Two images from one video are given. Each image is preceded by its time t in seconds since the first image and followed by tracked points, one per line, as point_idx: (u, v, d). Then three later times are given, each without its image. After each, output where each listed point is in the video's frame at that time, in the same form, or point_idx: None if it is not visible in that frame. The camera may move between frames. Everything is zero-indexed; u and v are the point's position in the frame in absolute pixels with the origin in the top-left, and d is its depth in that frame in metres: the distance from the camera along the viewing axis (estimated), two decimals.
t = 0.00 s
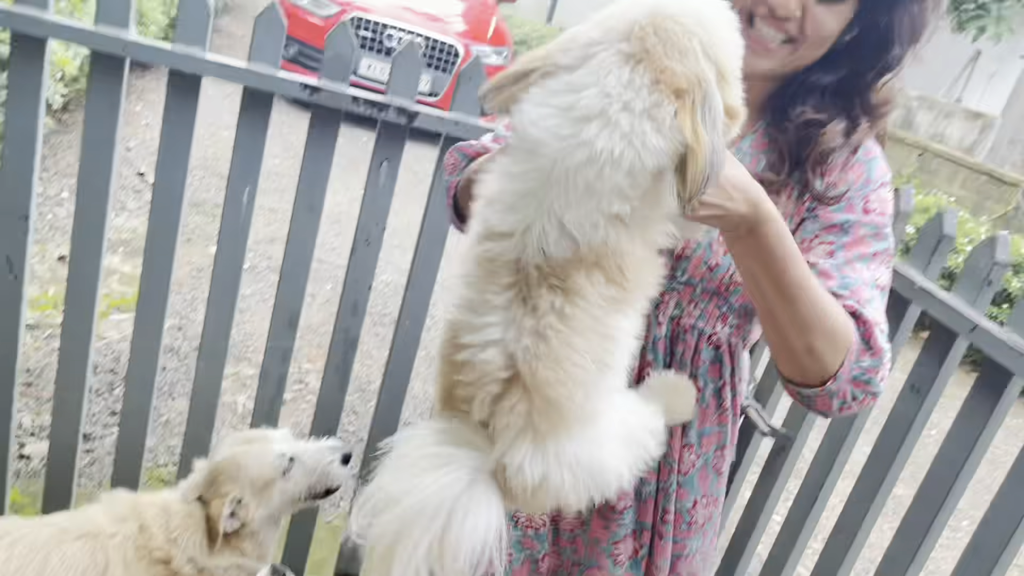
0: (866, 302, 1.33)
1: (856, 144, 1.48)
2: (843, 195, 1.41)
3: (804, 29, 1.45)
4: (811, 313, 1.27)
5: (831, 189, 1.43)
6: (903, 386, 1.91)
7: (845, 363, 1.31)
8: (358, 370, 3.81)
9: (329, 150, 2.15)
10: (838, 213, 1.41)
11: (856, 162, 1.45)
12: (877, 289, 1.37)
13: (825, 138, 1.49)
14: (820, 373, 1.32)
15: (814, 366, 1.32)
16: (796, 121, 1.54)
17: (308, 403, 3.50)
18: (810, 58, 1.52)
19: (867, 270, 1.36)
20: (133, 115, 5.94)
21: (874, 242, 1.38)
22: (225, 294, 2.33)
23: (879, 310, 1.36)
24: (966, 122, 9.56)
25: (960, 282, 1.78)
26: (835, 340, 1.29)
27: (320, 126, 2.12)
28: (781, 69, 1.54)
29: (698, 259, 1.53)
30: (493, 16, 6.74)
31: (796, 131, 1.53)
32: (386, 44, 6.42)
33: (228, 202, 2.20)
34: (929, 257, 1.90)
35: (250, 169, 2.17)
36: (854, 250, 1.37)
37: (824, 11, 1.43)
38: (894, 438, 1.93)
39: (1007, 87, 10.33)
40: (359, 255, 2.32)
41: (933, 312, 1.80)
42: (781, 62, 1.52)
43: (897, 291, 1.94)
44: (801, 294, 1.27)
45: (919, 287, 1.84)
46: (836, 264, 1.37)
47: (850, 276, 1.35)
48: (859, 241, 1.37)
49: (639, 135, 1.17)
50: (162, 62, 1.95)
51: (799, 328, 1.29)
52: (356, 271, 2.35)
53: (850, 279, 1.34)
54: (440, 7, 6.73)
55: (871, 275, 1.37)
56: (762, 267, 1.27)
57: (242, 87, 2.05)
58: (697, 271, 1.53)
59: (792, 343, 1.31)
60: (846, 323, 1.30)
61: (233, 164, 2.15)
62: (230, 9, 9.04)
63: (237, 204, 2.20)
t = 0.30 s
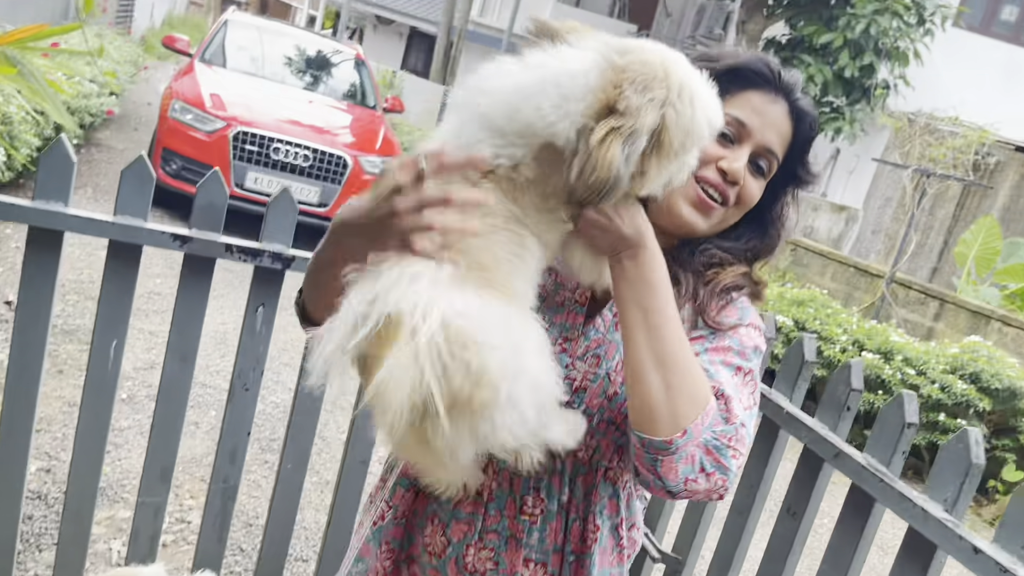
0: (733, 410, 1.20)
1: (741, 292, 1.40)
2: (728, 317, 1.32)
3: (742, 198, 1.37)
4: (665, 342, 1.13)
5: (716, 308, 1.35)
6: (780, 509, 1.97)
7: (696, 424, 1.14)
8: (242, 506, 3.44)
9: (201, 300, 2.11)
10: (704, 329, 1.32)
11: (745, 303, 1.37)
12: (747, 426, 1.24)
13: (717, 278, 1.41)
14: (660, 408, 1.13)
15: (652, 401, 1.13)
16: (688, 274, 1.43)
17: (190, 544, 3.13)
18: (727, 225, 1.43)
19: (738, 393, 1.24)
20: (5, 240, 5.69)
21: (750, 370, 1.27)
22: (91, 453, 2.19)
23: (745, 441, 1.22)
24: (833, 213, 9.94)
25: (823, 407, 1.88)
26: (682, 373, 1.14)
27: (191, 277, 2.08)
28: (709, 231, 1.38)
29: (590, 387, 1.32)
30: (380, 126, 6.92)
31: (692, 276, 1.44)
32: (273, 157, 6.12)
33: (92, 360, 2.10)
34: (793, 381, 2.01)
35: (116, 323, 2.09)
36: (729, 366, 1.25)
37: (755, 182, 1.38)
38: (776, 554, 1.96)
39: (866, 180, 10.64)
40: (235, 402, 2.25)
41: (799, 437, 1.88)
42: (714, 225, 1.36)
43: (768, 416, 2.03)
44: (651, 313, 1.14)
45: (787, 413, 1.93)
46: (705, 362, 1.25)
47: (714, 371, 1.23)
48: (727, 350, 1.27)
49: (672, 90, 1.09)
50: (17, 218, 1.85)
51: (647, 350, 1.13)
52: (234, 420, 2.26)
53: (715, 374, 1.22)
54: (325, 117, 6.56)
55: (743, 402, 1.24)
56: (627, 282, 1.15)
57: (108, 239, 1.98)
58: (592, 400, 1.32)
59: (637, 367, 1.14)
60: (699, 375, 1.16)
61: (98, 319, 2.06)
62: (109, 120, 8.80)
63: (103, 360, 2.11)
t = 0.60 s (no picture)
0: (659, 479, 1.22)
1: (705, 375, 1.43)
2: (680, 395, 1.37)
3: (706, 286, 1.48)
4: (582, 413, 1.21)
5: (673, 385, 1.39)
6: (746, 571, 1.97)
7: (608, 488, 1.19)
8: None
9: (148, 378, 2.09)
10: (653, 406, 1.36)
11: (703, 383, 1.42)
12: (680, 505, 1.24)
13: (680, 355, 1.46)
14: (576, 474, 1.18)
15: (566, 466, 1.19)
16: (653, 350, 1.50)
17: None
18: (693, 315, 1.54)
19: (673, 469, 1.25)
20: None
21: (695, 450, 1.30)
22: (35, 541, 2.11)
23: (674, 519, 1.23)
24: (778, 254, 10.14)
25: (781, 468, 1.92)
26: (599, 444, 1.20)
27: (139, 355, 2.06)
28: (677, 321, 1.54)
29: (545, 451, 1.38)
30: (328, 179, 6.92)
31: (658, 351, 1.50)
32: (221, 213, 6.04)
33: (36, 444, 2.05)
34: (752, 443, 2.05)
35: (61, 405, 2.04)
36: (670, 441, 1.28)
37: (721, 273, 1.49)
38: None
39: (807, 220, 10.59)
40: (187, 480, 2.20)
41: (759, 499, 1.90)
42: (683, 314, 1.52)
43: (729, 479, 2.05)
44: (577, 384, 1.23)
45: (747, 475, 1.95)
46: (642, 434, 1.29)
47: (647, 444, 1.27)
48: (671, 427, 1.30)
49: (621, 187, 1.31)
50: None
51: (562, 419, 1.21)
52: (185, 500, 2.20)
53: (648, 446, 1.27)
54: (272, 170, 6.50)
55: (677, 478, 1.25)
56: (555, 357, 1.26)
57: (52, 320, 1.97)
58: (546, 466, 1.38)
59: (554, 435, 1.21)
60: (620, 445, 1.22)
61: (42, 402, 2.02)
62: (48, 176, 8.59)
63: (48, 444, 2.06)
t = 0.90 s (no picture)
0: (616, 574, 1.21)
1: (678, 397, 1.49)
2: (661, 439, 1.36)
3: (660, 312, 1.46)
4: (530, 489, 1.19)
5: (649, 406, 1.42)
6: None
7: None
8: None
9: (156, 405, 2.10)
10: (625, 451, 1.34)
11: (671, 409, 1.45)
12: None
13: (656, 374, 1.52)
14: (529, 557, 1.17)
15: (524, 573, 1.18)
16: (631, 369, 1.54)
17: None
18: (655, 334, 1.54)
19: (631, 546, 1.27)
20: None
21: (659, 516, 1.30)
22: (40, 568, 2.11)
23: None
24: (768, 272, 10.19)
25: (787, 491, 1.96)
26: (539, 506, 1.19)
27: (145, 381, 2.07)
28: (637, 342, 1.53)
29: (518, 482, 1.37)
30: (321, 200, 6.94)
31: (637, 368, 1.56)
32: (214, 234, 6.02)
33: (43, 471, 2.05)
34: (756, 466, 2.10)
35: (68, 432, 2.05)
36: (631, 514, 1.29)
37: (677, 297, 1.46)
38: None
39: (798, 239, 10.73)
40: (193, 505, 2.20)
41: (765, 521, 1.92)
42: (642, 337, 1.51)
43: (733, 501, 2.08)
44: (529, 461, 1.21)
45: (752, 497, 1.98)
46: (602, 508, 1.29)
47: (608, 526, 1.27)
48: (634, 495, 1.30)
49: (559, 218, 1.33)
50: None
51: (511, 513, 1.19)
52: (192, 526, 2.21)
53: (606, 531, 1.27)
54: (264, 192, 6.51)
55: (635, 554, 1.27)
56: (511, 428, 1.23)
57: (60, 348, 1.98)
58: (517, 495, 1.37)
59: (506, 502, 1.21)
60: (572, 536, 1.18)
61: (49, 429, 2.02)
62: (39, 198, 8.55)
63: (55, 471, 2.06)
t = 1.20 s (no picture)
0: None
1: (694, 400, 1.49)
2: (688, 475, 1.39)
3: (647, 309, 1.53)
4: None
5: (663, 413, 1.43)
6: None
7: None
8: None
9: (194, 403, 2.14)
10: (667, 503, 1.37)
11: (693, 422, 1.45)
12: None
13: (673, 378, 1.51)
14: None
15: None
16: (637, 367, 1.54)
17: None
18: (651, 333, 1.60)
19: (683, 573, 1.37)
20: None
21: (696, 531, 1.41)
22: (77, 564, 2.14)
23: None
24: (788, 281, 10.13)
25: (821, 497, 1.98)
26: None
27: (185, 380, 2.12)
28: (633, 339, 1.61)
29: (538, 491, 1.40)
30: (344, 207, 6.99)
31: (641, 366, 1.55)
32: (241, 239, 6.10)
33: (83, 467, 2.09)
34: (790, 472, 2.13)
35: (108, 429, 2.09)
36: (684, 550, 1.38)
37: (661, 295, 1.52)
38: None
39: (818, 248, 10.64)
40: (228, 503, 2.24)
41: (799, 526, 1.94)
42: (632, 332, 1.58)
43: (765, 506, 2.09)
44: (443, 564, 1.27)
45: (785, 502, 2.00)
46: (666, 563, 1.36)
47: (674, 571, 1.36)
48: (683, 536, 1.38)
49: (526, 217, 1.44)
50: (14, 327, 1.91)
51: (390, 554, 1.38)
52: (226, 524, 2.25)
53: None
54: (287, 198, 6.57)
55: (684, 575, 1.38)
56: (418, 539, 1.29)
57: (101, 346, 2.02)
58: (538, 505, 1.40)
59: None
60: None
61: (90, 426, 2.07)
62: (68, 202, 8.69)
63: (95, 468, 2.10)
